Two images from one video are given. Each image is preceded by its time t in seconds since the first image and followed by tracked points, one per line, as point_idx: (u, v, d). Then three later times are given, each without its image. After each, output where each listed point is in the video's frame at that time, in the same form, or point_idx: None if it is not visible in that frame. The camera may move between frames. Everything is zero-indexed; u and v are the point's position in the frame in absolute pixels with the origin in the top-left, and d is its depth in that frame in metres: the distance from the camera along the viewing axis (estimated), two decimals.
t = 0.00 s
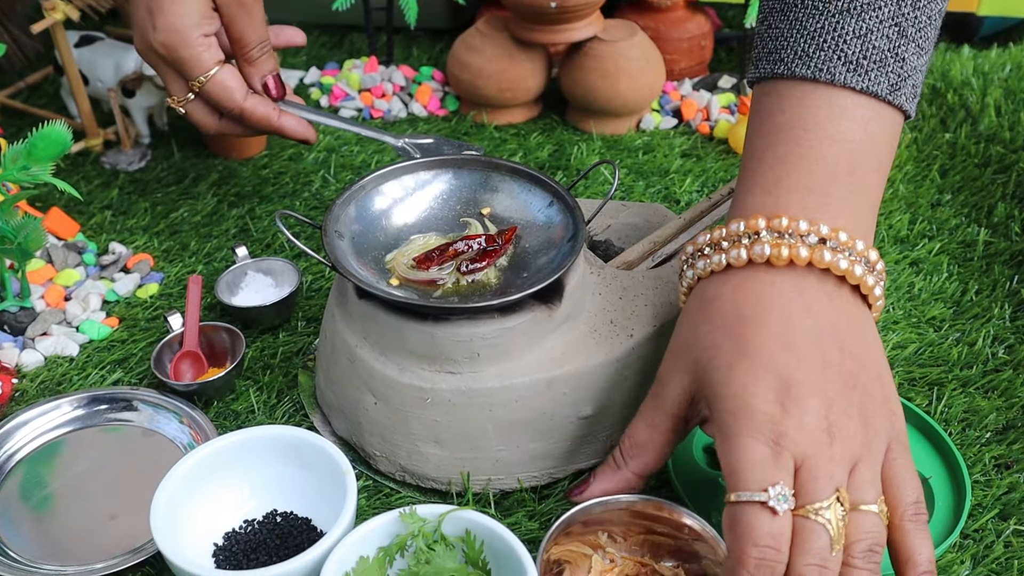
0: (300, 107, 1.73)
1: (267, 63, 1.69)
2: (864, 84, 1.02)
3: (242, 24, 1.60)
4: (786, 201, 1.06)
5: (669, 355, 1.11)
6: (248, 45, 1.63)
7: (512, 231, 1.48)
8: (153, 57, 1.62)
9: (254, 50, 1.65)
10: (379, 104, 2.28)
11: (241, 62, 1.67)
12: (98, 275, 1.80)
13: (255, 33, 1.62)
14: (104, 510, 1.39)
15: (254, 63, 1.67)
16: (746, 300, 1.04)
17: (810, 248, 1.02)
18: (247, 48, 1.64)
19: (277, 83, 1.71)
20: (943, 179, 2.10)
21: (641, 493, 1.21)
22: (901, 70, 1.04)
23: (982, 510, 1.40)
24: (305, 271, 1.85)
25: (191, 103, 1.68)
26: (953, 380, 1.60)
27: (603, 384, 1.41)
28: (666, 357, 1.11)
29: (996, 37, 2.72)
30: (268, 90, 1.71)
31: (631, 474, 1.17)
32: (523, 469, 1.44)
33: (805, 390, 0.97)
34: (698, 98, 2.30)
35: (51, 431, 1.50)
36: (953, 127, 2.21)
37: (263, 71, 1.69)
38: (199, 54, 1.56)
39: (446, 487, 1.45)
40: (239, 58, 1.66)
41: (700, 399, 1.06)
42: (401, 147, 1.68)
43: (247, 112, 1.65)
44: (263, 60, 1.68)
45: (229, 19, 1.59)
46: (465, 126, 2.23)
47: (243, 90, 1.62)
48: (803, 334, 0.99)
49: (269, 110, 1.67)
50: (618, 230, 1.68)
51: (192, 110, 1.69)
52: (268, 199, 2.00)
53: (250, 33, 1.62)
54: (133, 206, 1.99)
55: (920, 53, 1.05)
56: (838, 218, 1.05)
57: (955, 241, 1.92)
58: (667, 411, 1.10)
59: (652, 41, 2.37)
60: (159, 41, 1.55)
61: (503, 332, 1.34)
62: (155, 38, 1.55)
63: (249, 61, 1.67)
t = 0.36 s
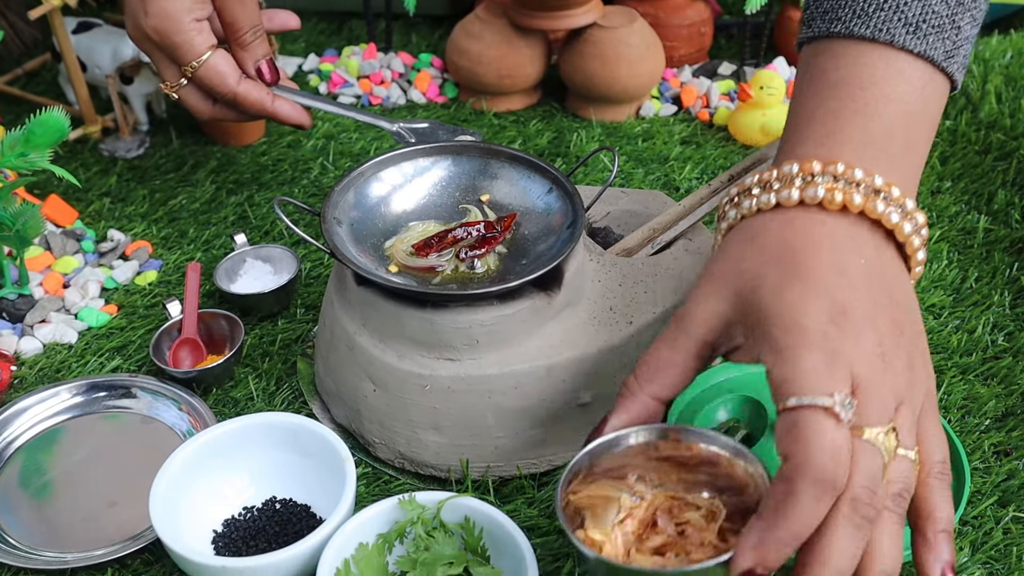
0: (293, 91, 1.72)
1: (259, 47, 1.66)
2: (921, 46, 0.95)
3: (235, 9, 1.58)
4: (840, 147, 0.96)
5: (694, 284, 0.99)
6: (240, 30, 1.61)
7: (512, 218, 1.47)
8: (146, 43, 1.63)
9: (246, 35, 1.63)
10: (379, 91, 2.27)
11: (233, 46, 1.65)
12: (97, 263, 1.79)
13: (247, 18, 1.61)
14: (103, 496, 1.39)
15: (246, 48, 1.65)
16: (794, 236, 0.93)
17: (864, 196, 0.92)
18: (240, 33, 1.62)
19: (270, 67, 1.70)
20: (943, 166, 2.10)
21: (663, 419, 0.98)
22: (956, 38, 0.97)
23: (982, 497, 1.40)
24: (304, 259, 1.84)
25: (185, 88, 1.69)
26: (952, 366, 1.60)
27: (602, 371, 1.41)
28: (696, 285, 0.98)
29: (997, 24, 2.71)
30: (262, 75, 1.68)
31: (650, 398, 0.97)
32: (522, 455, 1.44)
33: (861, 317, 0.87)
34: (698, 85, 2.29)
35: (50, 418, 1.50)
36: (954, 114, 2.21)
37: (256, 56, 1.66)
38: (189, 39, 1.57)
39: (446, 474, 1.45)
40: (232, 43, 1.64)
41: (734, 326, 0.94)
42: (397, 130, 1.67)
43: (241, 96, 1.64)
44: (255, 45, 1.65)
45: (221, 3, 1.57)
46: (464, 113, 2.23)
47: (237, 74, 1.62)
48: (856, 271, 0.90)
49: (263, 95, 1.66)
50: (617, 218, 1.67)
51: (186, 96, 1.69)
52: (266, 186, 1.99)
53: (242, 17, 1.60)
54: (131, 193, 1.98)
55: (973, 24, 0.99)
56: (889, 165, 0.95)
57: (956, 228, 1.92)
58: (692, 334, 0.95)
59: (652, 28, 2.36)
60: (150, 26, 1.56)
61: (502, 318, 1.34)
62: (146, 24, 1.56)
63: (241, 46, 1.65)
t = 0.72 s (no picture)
0: (285, 111, 1.72)
1: (254, 67, 1.69)
2: None
3: (233, 31, 1.60)
4: (944, 3, 1.06)
5: (792, 94, 1.09)
6: (236, 51, 1.64)
7: (511, 206, 1.47)
8: (142, 58, 1.61)
9: (242, 56, 1.66)
10: (378, 81, 2.27)
11: (228, 65, 1.68)
12: (96, 252, 1.79)
13: (244, 40, 1.63)
14: (103, 486, 1.39)
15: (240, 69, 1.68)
16: (893, 62, 1.04)
17: (964, 47, 1.02)
18: (235, 53, 1.65)
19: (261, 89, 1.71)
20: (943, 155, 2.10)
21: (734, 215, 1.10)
22: None
23: (981, 486, 1.40)
24: (303, 248, 1.84)
25: (179, 103, 1.68)
26: (951, 356, 1.61)
27: (602, 360, 1.41)
28: (791, 95, 1.09)
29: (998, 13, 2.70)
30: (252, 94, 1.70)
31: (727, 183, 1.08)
32: (522, 445, 1.43)
33: (949, 137, 0.98)
34: (697, 75, 2.28)
35: (49, 408, 1.50)
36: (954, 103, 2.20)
37: (249, 76, 1.69)
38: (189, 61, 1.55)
39: (445, 464, 1.44)
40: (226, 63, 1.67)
41: (824, 127, 1.06)
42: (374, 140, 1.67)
43: (236, 117, 1.64)
44: (249, 65, 1.68)
45: (221, 25, 1.58)
46: (463, 103, 2.22)
47: (235, 95, 1.61)
48: (947, 98, 1.01)
49: (259, 115, 1.66)
50: (616, 207, 1.67)
51: (180, 111, 1.68)
52: (265, 176, 1.99)
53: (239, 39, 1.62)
54: (130, 183, 1.98)
55: None
56: (982, 25, 1.05)
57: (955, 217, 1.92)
58: (784, 130, 1.06)
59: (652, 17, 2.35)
60: (152, 44, 1.54)
61: (502, 308, 1.34)
62: (148, 41, 1.54)
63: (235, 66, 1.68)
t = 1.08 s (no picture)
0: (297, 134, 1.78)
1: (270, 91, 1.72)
2: None
3: (256, 58, 1.63)
4: None
5: None
6: (258, 76, 1.67)
7: (511, 200, 1.47)
8: (169, 84, 1.58)
9: (263, 83, 1.69)
10: (378, 73, 2.26)
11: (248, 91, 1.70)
12: (95, 245, 1.79)
13: (265, 66, 1.66)
14: (102, 478, 1.39)
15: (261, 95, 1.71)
16: None
17: None
18: (254, 79, 1.67)
19: (272, 114, 1.75)
20: (942, 148, 2.10)
21: None
22: None
23: (979, 479, 1.41)
24: (302, 241, 1.84)
25: (199, 128, 1.66)
26: (950, 349, 1.61)
27: (602, 353, 1.41)
28: None
29: (998, 6, 2.68)
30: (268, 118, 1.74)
31: None
32: (521, 438, 1.43)
33: None
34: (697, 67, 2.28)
35: (49, 400, 1.50)
36: (953, 96, 2.20)
37: (266, 100, 1.72)
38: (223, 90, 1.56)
39: (445, 456, 1.45)
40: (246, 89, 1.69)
41: None
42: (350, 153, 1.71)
43: (258, 144, 1.67)
44: (266, 92, 1.71)
45: (247, 52, 1.61)
46: (463, 95, 2.22)
47: (257, 122, 1.65)
48: None
49: (278, 141, 1.71)
50: (616, 200, 1.67)
51: (201, 136, 1.67)
52: (264, 168, 1.99)
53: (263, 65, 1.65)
54: (129, 175, 1.98)
55: None
56: None
57: (955, 211, 1.92)
58: None
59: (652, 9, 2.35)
60: (185, 72, 1.52)
61: (501, 301, 1.33)
62: (180, 68, 1.52)
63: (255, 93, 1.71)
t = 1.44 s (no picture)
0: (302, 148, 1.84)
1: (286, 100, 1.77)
2: None
3: (271, 68, 1.68)
4: None
5: None
6: (272, 87, 1.72)
7: (512, 201, 1.47)
8: (179, 95, 1.61)
9: (277, 93, 1.74)
10: (378, 73, 2.26)
11: (262, 100, 1.75)
12: (95, 245, 1.79)
13: (279, 77, 1.71)
14: (102, 478, 1.39)
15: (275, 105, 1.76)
16: None
17: None
18: (271, 89, 1.73)
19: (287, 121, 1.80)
20: (942, 148, 2.10)
21: None
22: None
23: (978, 480, 1.41)
24: (302, 241, 1.84)
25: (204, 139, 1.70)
26: (949, 349, 1.61)
27: (601, 354, 1.41)
28: None
29: (998, 6, 2.68)
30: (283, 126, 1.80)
31: None
32: (521, 438, 1.44)
33: None
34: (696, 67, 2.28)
35: (50, 400, 1.50)
36: (952, 96, 2.20)
37: (282, 110, 1.78)
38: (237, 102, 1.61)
39: (445, 456, 1.46)
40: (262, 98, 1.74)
41: None
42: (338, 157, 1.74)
43: (259, 159, 1.74)
44: (281, 101, 1.77)
45: (263, 62, 1.66)
46: (462, 95, 2.22)
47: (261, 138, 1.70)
48: None
49: (278, 156, 1.77)
50: (615, 200, 1.67)
51: (206, 146, 1.71)
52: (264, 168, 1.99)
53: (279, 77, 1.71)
54: (129, 175, 1.98)
55: None
56: None
57: (954, 211, 1.93)
58: None
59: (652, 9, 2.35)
60: (202, 83, 1.56)
61: (501, 301, 1.34)
62: (197, 80, 1.56)
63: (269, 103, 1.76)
